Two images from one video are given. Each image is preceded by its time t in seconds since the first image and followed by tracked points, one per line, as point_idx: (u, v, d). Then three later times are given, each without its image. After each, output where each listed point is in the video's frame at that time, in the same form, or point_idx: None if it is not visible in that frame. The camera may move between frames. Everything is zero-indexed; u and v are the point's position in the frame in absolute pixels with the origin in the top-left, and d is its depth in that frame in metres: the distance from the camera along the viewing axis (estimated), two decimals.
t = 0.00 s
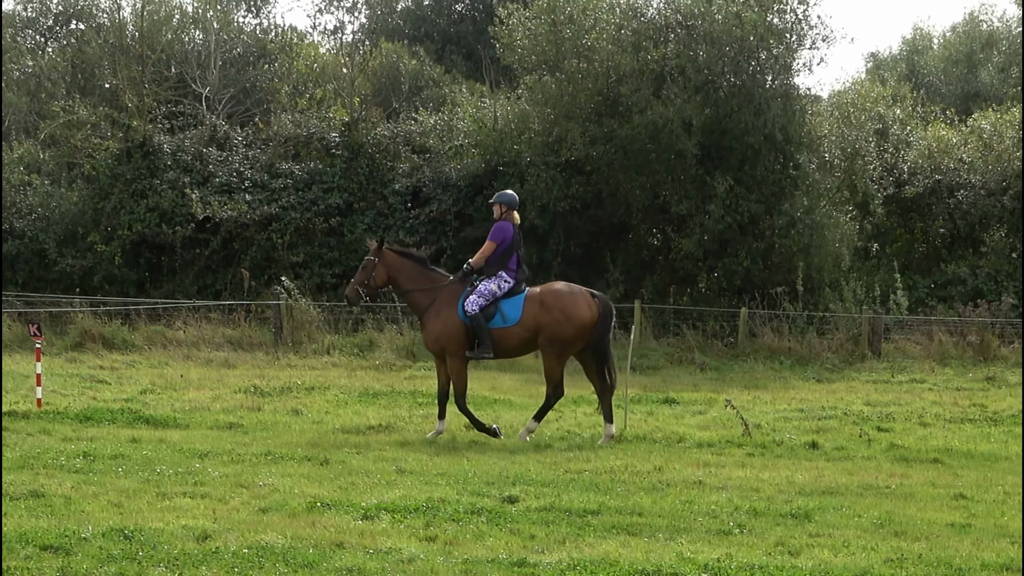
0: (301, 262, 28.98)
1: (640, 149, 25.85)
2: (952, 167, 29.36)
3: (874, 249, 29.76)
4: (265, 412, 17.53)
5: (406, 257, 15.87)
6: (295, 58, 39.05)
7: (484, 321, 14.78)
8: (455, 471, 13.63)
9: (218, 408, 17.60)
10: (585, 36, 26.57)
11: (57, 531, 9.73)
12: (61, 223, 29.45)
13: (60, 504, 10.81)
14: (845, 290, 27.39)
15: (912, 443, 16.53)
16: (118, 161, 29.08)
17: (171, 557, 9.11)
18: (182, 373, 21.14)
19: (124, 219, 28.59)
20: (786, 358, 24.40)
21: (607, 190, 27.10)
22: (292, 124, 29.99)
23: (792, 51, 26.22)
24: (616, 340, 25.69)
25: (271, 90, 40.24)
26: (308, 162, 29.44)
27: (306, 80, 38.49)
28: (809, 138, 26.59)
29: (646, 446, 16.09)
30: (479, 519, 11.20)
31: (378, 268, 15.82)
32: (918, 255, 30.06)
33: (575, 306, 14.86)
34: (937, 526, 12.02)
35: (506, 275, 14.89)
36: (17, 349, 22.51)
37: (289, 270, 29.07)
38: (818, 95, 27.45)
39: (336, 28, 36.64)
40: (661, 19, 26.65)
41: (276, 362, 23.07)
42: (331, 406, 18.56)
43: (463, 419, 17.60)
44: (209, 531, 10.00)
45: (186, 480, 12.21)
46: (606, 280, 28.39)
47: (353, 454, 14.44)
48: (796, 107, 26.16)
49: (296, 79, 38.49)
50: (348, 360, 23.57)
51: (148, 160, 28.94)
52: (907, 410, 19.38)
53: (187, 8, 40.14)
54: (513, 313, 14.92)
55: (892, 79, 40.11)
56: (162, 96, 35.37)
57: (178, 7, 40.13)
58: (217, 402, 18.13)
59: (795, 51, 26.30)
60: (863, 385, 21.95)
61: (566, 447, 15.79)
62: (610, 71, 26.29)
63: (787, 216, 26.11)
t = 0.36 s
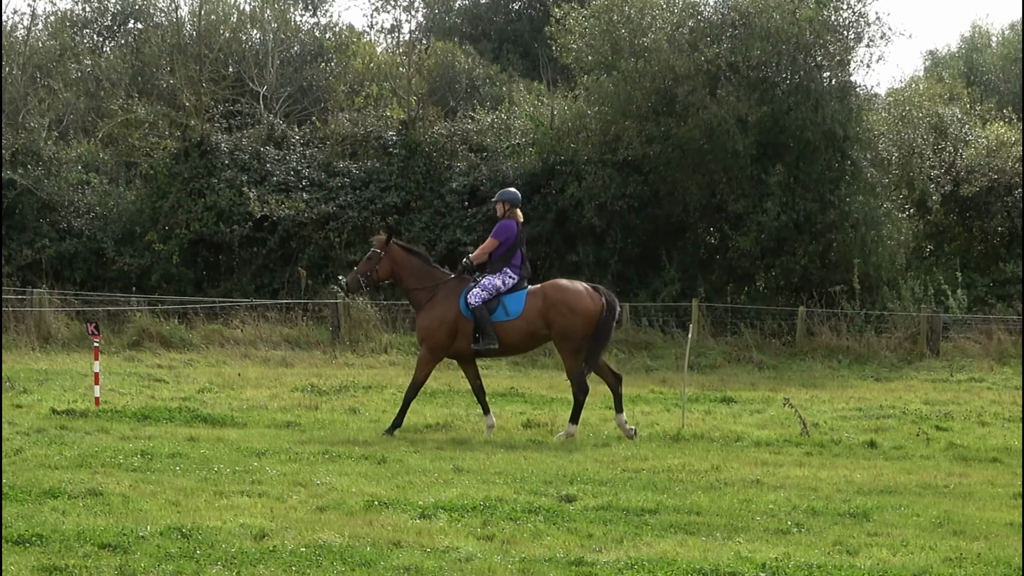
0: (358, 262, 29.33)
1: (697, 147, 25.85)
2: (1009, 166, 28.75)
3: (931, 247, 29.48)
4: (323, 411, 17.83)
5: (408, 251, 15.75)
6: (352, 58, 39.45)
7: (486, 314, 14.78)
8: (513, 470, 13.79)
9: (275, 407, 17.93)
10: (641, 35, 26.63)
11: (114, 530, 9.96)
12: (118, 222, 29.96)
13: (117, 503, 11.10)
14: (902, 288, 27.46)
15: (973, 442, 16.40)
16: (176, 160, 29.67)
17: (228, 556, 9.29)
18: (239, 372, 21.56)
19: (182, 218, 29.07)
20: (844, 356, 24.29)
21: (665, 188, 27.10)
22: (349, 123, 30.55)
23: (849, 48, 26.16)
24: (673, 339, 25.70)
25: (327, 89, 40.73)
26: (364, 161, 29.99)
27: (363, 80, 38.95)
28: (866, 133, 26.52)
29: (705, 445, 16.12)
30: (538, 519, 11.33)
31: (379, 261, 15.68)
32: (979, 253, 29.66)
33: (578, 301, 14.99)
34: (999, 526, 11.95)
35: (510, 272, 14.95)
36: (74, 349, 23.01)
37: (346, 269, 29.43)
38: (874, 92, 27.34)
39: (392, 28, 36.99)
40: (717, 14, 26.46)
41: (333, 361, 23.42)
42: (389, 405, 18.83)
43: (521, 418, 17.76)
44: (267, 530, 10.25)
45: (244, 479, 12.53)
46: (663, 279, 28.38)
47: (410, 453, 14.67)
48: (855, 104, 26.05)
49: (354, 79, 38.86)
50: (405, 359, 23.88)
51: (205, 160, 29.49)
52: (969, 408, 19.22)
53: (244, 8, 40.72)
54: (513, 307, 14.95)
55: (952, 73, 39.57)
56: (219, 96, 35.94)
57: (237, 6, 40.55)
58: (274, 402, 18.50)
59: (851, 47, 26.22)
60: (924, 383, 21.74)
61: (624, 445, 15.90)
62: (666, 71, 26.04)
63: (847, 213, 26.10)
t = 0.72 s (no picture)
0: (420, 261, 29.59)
1: (758, 147, 25.76)
2: None
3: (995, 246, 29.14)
4: (384, 410, 18.19)
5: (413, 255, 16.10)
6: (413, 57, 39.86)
7: (492, 312, 14.94)
8: (573, 469, 13.98)
9: (337, 405, 18.32)
10: (703, 34, 26.49)
11: (177, 529, 10.28)
12: (181, 222, 30.61)
13: (180, 502, 11.45)
14: (965, 287, 27.28)
15: None
16: (238, 160, 30.18)
17: (289, 555, 9.57)
18: (300, 371, 22.02)
19: (244, 217, 29.67)
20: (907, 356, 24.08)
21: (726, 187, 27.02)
22: (411, 123, 31.16)
23: (910, 48, 26.11)
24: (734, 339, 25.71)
25: (388, 88, 41.19)
26: (426, 160, 30.37)
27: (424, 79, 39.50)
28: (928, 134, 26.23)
29: (766, 443, 16.18)
30: (598, 518, 11.52)
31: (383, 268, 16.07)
32: None
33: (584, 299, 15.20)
34: None
35: (516, 268, 15.06)
36: (137, 348, 23.61)
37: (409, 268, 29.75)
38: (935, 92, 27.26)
39: (454, 27, 37.30)
40: (780, 13, 26.21)
41: (395, 360, 23.79)
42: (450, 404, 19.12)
43: (582, 417, 17.94)
44: (328, 528, 10.55)
45: (307, 477, 12.89)
46: (724, 277, 28.33)
47: (472, 452, 14.95)
48: (916, 102, 26.03)
49: (414, 78, 39.25)
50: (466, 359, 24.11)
51: (267, 159, 29.96)
52: None
53: (307, 7, 41.32)
54: (519, 305, 15.13)
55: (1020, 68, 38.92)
56: (281, 95, 36.53)
57: (299, 5, 41.12)
58: (335, 400, 18.90)
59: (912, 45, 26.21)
60: (987, 383, 21.54)
61: (685, 444, 16.01)
62: (727, 70, 25.88)
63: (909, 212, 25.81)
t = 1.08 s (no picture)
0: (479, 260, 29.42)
1: (819, 145, 25.28)
2: None
3: None
4: (444, 409, 18.12)
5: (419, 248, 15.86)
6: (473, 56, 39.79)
7: (494, 316, 14.80)
8: (633, 468, 13.74)
9: (396, 404, 18.28)
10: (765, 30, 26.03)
11: (236, 528, 10.23)
12: (241, 221, 30.83)
13: (240, 500, 11.43)
14: None
15: None
16: (299, 159, 30.26)
17: (349, 554, 9.46)
18: (360, 370, 22.04)
19: (304, 217, 29.79)
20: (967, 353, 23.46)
21: (787, 186, 26.54)
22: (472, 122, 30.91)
23: (976, 46, 25.35)
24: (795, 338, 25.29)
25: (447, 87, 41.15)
26: (486, 159, 30.17)
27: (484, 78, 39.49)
28: (987, 132, 25.85)
29: (827, 443, 15.80)
30: (658, 518, 11.26)
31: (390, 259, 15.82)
32: None
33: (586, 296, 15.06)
34: None
35: (515, 268, 14.91)
36: (197, 347, 23.83)
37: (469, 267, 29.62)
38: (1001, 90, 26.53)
39: (514, 26, 37.17)
40: (842, 12, 25.62)
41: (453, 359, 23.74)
42: (509, 404, 18.95)
43: (640, 416, 17.70)
44: (386, 528, 10.43)
45: (366, 476, 12.82)
46: (785, 276, 27.80)
47: (531, 451, 14.79)
48: (980, 100, 25.45)
49: (474, 77, 39.17)
50: (525, 358, 23.90)
51: (327, 158, 29.99)
52: None
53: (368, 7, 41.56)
54: (521, 305, 15.00)
55: None
56: (342, 95, 36.71)
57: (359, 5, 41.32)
58: (394, 399, 18.86)
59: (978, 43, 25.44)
60: None
61: (745, 444, 15.67)
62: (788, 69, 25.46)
63: (970, 211, 25.33)
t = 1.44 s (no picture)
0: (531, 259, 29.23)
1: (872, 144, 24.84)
2: None
3: None
4: (495, 408, 17.99)
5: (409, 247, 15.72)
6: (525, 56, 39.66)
7: (491, 314, 14.66)
8: (686, 468, 13.51)
9: (448, 404, 18.20)
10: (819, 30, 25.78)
11: (288, 528, 10.18)
12: (293, 221, 30.88)
13: (292, 500, 11.39)
14: None
15: None
16: (352, 159, 30.42)
17: (402, 554, 9.37)
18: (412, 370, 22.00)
19: (357, 216, 29.86)
20: (1023, 354, 22.80)
21: (840, 185, 26.11)
22: (525, 122, 30.66)
23: None
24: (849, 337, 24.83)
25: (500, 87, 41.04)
26: (540, 159, 29.76)
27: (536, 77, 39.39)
28: None
29: (880, 442, 15.44)
30: (711, 517, 11.03)
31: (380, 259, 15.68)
32: None
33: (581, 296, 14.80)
34: None
35: (517, 268, 14.76)
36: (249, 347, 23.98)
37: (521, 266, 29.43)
38: None
39: (566, 25, 36.97)
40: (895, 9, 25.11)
41: (505, 359, 23.66)
42: (561, 404, 18.73)
43: (692, 416, 17.43)
44: (439, 528, 10.32)
45: (418, 476, 12.73)
46: (840, 275, 27.32)
47: (584, 451, 14.61)
48: None
49: (526, 76, 39.05)
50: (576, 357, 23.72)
51: (380, 158, 30.13)
52: None
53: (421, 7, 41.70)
54: (518, 305, 14.77)
55: None
56: (394, 95, 36.80)
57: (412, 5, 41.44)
58: (447, 399, 18.77)
59: None
60: None
61: (798, 444, 15.33)
62: (842, 68, 25.09)
63: None
